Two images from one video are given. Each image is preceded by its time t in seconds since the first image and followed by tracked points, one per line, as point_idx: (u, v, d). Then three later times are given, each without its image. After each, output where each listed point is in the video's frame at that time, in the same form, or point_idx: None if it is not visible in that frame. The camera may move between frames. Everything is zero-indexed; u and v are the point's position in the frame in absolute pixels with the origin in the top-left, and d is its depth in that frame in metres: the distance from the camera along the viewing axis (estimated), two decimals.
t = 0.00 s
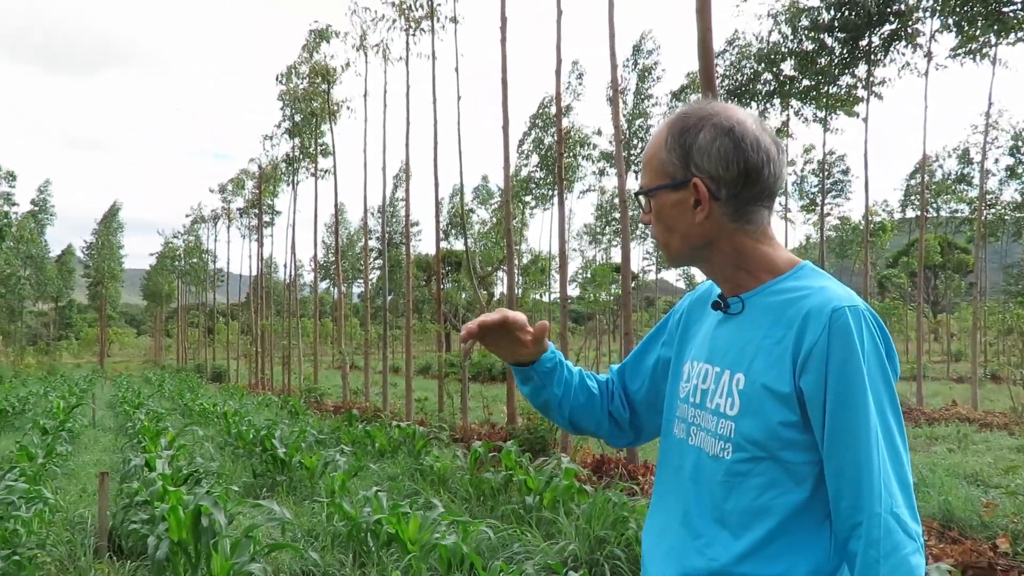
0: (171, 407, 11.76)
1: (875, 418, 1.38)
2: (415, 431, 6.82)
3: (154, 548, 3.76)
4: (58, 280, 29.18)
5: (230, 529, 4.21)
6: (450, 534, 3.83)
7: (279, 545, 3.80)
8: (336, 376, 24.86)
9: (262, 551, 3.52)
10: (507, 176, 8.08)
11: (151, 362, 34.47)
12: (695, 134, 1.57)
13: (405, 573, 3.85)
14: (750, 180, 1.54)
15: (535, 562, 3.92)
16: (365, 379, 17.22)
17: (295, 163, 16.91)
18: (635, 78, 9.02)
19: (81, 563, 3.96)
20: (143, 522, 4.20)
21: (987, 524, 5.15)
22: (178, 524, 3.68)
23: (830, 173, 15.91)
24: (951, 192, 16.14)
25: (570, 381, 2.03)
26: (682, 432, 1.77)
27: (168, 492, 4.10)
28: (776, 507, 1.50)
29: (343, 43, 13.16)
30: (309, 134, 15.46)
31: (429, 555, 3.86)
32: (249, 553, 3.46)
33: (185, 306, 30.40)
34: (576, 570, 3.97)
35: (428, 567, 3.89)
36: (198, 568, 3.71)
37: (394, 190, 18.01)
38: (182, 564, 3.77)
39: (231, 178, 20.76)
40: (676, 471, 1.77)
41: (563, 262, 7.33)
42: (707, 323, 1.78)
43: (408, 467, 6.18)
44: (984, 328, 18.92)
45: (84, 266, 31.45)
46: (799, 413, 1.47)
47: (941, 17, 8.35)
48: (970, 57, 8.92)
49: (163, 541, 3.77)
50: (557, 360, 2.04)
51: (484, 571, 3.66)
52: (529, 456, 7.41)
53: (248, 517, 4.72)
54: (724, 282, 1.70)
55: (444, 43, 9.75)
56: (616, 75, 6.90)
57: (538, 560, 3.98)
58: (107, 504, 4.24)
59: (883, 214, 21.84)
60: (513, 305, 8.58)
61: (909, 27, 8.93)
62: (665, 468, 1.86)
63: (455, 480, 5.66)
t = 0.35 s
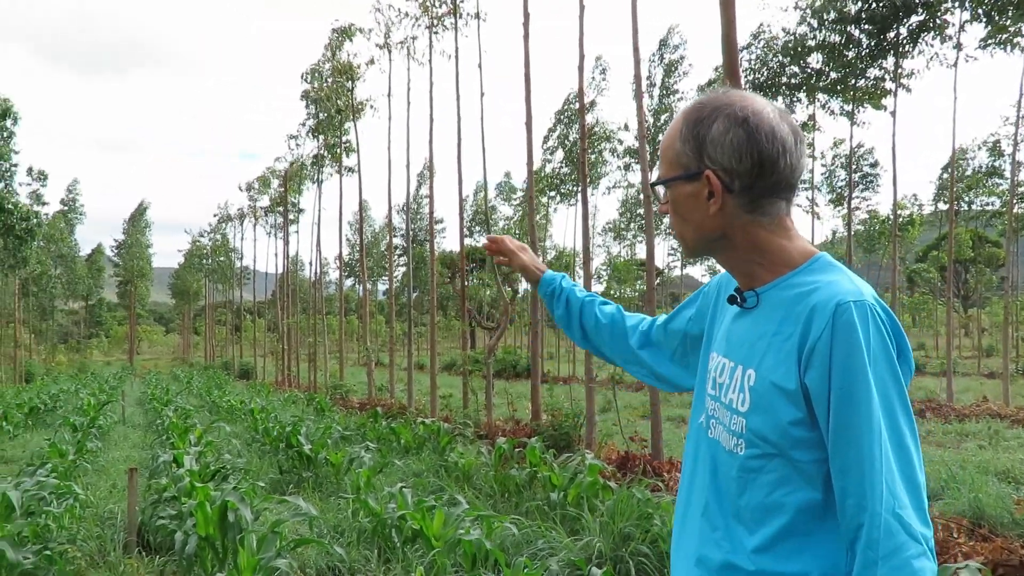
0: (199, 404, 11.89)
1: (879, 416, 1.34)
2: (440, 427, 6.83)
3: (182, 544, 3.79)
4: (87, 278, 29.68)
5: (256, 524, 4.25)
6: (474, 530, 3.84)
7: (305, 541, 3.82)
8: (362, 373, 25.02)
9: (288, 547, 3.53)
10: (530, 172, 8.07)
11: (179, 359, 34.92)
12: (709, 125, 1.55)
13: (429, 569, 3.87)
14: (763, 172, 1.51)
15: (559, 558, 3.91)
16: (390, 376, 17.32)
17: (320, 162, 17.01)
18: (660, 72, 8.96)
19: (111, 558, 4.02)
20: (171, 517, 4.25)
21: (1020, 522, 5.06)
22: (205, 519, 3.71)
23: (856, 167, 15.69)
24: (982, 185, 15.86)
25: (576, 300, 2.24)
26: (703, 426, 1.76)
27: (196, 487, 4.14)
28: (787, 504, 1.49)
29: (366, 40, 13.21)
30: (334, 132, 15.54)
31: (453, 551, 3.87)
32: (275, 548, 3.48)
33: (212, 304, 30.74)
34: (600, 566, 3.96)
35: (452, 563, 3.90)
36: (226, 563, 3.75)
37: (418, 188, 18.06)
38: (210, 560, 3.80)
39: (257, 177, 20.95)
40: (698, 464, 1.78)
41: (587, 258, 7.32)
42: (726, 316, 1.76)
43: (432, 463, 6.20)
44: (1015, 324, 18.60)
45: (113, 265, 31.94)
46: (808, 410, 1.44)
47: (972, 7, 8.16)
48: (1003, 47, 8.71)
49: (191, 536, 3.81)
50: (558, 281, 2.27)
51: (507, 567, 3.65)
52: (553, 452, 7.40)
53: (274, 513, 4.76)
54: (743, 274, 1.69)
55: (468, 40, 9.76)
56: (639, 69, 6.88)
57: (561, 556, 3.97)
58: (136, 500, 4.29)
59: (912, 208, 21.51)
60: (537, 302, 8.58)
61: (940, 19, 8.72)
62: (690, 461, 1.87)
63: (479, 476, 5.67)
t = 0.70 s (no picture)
0: (225, 403, 12.03)
1: (854, 422, 1.27)
2: (462, 426, 6.84)
3: (206, 541, 3.82)
4: (115, 278, 30.13)
5: (279, 522, 4.28)
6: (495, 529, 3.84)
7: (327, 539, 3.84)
8: (386, 372, 25.14)
9: (310, 544, 3.54)
10: (552, 172, 8.08)
11: (205, 358, 35.34)
12: (705, 127, 1.57)
13: (451, 568, 3.88)
14: (757, 171, 1.49)
15: (580, 558, 3.91)
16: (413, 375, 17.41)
17: (343, 162, 17.11)
18: (684, 71, 8.91)
19: (136, 555, 4.07)
20: (195, 515, 4.28)
21: None
22: (229, 517, 3.74)
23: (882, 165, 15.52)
24: (1012, 182, 15.60)
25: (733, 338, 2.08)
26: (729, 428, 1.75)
27: (220, 485, 4.17)
28: (785, 507, 1.47)
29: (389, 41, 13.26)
30: (356, 132, 15.63)
31: (475, 550, 3.87)
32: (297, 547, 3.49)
33: (238, 304, 31.04)
34: (622, 566, 3.96)
35: (474, 561, 3.91)
36: (250, 561, 3.78)
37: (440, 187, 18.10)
38: (234, 557, 3.83)
39: (281, 177, 21.14)
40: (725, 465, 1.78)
41: (610, 257, 7.30)
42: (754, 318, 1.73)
43: (455, 462, 6.23)
44: None
45: (141, 265, 32.39)
46: (798, 413, 1.41)
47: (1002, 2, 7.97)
48: None
49: (214, 533, 3.83)
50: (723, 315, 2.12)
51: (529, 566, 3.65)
52: (575, 451, 7.40)
53: (297, 510, 4.80)
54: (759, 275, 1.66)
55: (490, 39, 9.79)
56: (662, 67, 6.86)
57: (583, 556, 3.98)
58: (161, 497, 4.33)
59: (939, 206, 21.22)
60: (560, 302, 8.58)
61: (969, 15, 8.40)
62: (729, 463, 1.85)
63: (501, 475, 5.69)
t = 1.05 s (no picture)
0: (251, 398, 12.14)
1: (812, 420, 1.28)
2: (485, 422, 6.85)
3: (230, 535, 3.86)
4: (144, 275, 30.49)
5: (302, 517, 4.31)
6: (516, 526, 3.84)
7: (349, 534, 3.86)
8: (409, 369, 25.25)
9: (331, 540, 3.55)
10: (575, 168, 8.08)
11: (232, 354, 35.73)
12: (726, 120, 1.55)
13: (472, 564, 3.89)
14: (779, 163, 1.47)
15: (600, 555, 3.91)
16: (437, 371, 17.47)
17: (367, 159, 17.16)
18: (710, 66, 8.84)
19: (162, 549, 4.12)
20: (220, 509, 4.33)
21: None
22: (253, 512, 3.78)
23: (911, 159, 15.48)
24: None
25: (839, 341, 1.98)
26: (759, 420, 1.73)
27: (244, 479, 4.21)
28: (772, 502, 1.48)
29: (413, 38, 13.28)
30: (380, 128, 15.67)
31: (495, 547, 3.88)
32: (319, 543, 3.50)
33: (264, 300, 31.29)
34: (642, 564, 3.96)
35: (495, 558, 3.92)
36: (273, 555, 3.81)
37: (464, 183, 18.13)
38: (257, 551, 3.86)
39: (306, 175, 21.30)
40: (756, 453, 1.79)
41: (634, 254, 7.27)
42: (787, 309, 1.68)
43: (477, 459, 6.25)
44: None
45: (168, 261, 32.72)
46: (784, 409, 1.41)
47: None
48: None
49: (238, 528, 3.87)
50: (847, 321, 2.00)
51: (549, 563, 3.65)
52: (599, 449, 7.40)
53: (320, 506, 4.84)
54: (785, 269, 1.64)
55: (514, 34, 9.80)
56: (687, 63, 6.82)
57: (603, 553, 3.98)
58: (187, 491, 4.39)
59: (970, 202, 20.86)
60: (583, 299, 8.57)
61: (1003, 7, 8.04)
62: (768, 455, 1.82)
63: (524, 472, 5.69)
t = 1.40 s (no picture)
0: (269, 397, 12.19)
1: (836, 417, 1.26)
2: (502, 421, 6.85)
3: (247, 532, 3.88)
4: (165, 274, 30.71)
5: (319, 514, 4.34)
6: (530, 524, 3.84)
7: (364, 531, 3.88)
8: (427, 367, 25.35)
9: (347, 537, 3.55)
10: (592, 167, 8.07)
11: (252, 353, 35.99)
12: (759, 110, 1.54)
13: (487, 561, 3.90)
14: (812, 155, 1.47)
15: (614, 554, 3.91)
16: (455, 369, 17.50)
17: (386, 159, 17.20)
18: (730, 63, 8.83)
19: (180, 545, 4.15)
20: (237, 506, 4.36)
21: None
22: (269, 509, 3.79)
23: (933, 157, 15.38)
24: None
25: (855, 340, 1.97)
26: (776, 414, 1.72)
27: (262, 476, 4.24)
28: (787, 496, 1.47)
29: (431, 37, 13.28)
30: (398, 128, 15.68)
31: (510, 545, 3.89)
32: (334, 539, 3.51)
33: (285, 299, 31.43)
34: (657, 563, 3.95)
35: (509, 556, 3.93)
36: (289, 552, 3.82)
37: (482, 182, 18.15)
38: (274, 548, 3.88)
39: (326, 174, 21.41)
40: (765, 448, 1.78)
41: (651, 252, 7.25)
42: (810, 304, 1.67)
43: (494, 458, 6.26)
44: None
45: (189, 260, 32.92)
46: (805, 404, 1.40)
47: None
48: None
49: (255, 524, 3.89)
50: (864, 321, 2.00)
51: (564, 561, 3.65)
52: (616, 448, 7.41)
53: (336, 503, 4.86)
54: (808, 264, 1.63)
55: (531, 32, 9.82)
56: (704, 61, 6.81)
57: (618, 552, 3.98)
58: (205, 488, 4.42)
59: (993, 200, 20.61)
60: (600, 297, 8.58)
61: None
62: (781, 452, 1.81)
63: (540, 471, 5.69)
